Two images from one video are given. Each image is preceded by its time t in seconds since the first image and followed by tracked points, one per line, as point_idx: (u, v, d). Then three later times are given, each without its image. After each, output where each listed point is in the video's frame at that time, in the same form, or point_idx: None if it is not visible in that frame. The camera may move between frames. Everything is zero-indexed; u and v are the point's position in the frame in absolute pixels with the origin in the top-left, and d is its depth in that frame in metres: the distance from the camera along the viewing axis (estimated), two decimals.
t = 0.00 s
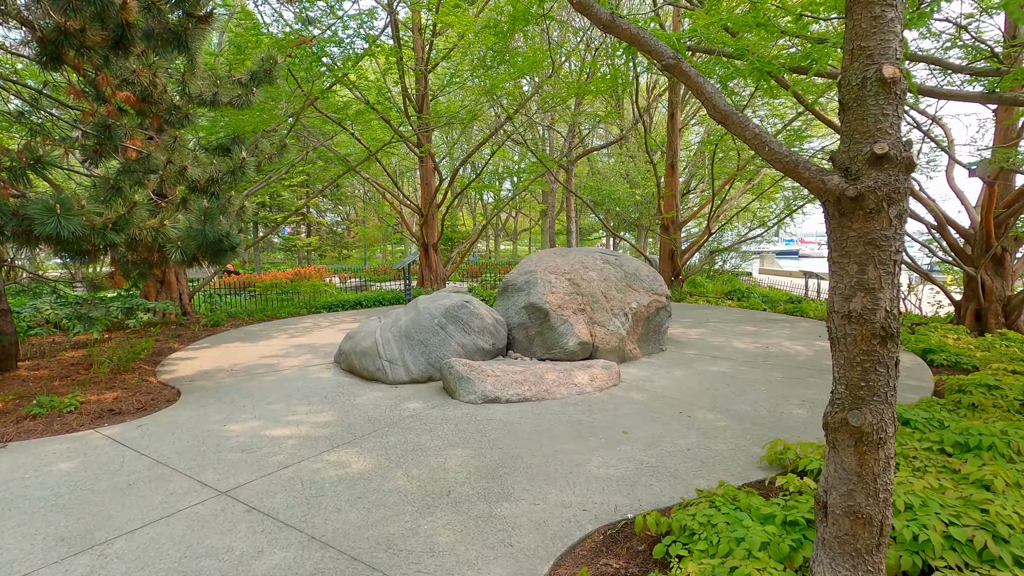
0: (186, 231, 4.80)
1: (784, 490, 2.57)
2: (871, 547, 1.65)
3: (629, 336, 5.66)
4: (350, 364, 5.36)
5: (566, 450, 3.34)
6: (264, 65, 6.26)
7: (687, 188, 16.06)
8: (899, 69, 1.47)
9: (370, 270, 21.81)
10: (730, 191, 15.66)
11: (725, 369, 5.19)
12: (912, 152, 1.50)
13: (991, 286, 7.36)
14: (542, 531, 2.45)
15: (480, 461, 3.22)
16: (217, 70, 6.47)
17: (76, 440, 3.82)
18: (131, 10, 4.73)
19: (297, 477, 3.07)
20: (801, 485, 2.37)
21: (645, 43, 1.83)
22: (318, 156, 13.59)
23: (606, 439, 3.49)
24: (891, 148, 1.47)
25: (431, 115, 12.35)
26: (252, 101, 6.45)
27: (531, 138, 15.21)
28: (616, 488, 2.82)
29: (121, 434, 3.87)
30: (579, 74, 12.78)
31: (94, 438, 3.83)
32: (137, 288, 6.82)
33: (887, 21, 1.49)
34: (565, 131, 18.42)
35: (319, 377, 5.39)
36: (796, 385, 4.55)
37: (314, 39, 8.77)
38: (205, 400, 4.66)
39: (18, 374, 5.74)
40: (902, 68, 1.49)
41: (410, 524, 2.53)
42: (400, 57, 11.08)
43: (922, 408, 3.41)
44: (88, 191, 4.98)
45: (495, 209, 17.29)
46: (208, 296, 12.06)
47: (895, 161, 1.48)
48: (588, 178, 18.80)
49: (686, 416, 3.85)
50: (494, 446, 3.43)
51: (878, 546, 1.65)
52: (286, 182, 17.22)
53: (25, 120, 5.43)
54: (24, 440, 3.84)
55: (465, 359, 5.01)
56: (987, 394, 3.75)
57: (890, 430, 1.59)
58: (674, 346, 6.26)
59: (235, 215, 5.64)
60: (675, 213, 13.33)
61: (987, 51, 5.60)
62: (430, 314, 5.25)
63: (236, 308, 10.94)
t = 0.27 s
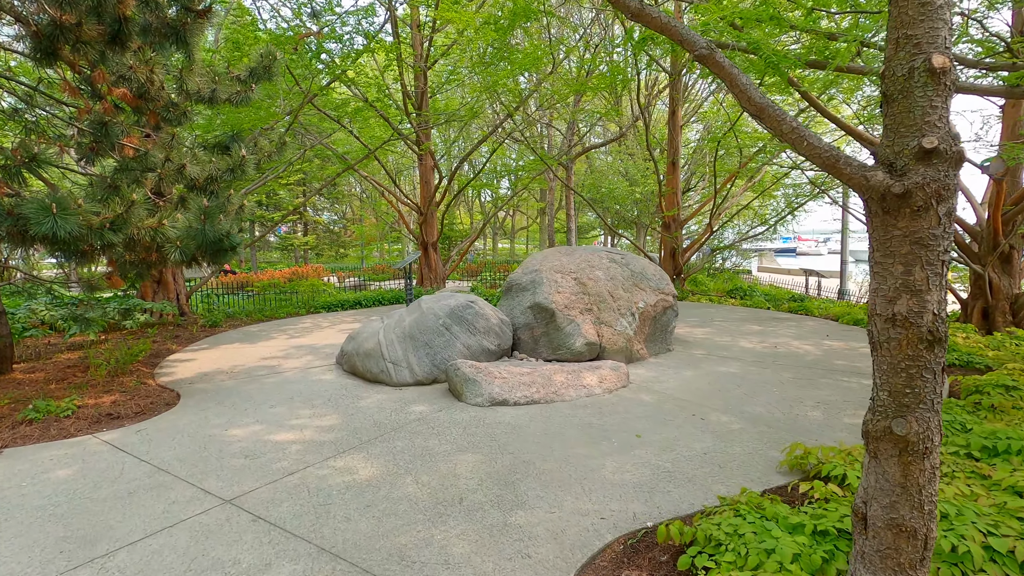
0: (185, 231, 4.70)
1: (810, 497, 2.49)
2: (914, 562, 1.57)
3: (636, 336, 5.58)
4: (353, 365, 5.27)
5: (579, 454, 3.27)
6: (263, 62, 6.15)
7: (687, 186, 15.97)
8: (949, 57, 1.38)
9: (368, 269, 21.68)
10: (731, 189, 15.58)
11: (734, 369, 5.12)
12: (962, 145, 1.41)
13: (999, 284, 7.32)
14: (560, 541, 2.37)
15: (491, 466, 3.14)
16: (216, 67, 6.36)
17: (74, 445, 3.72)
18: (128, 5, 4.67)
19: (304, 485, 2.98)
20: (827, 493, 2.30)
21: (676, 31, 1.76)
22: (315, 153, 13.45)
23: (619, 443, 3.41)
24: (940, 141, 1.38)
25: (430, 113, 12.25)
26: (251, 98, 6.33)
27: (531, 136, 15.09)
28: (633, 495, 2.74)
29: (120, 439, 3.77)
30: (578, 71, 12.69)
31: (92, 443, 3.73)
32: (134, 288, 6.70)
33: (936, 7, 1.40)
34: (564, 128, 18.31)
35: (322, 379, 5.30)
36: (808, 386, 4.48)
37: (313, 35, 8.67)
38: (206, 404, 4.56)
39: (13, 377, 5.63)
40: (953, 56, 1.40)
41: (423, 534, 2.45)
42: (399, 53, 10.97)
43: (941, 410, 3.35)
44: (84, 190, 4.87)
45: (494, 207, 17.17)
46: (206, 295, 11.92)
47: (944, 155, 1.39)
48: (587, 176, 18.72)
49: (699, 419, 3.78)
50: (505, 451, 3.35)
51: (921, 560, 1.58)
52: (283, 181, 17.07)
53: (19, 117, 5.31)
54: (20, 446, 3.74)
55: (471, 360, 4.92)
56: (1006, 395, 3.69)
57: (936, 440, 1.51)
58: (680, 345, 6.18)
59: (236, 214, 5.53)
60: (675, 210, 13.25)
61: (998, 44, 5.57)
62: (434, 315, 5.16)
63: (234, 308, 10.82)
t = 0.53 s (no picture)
0: (183, 229, 4.59)
1: (837, 504, 2.41)
2: None
3: (642, 337, 5.50)
4: (355, 367, 5.17)
5: (592, 459, 3.19)
6: (262, 56, 6.01)
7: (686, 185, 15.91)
8: (1009, 45, 1.31)
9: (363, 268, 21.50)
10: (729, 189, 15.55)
11: (742, 371, 5.06)
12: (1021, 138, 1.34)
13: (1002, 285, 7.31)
14: (580, 551, 2.29)
15: (502, 472, 3.05)
16: (213, 62, 6.23)
17: (69, 450, 3.60)
18: None
19: (310, 492, 2.89)
20: (856, 501, 2.23)
21: (712, 19, 1.68)
22: (311, 151, 13.29)
23: (632, 447, 3.34)
24: (999, 135, 1.31)
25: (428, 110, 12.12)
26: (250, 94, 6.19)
27: (530, 134, 14.98)
28: (651, 502, 2.66)
29: (117, 444, 3.66)
30: (577, 69, 12.60)
31: (88, 449, 3.61)
32: (129, 288, 6.57)
33: None
34: (562, 127, 18.21)
35: (323, 381, 5.19)
36: (819, 388, 4.42)
37: (310, 30, 8.53)
38: (205, 407, 4.45)
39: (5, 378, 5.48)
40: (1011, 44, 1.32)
41: (437, 544, 2.36)
42: (397, 49, 10.82)
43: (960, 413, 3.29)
44: (79, 187, 4.79)
45: (492, 206, 17.05)
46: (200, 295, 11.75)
47: (1004, 149, 1.32)
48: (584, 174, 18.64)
49: (712, 422, 3.70)
50: (516, 455, 3.27)
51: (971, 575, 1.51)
52: (278, 179, 16.87)
53: (10, 112, 5.17)
54: (12, 451, 3.61)
55: (476, 361, 4.83)
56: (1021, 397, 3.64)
57: (989, 450, 1.44)
58: (686, 346, 6.11)
59: (235, 212, 5.39)
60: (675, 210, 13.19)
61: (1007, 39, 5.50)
62: (438, 315, 5.06)
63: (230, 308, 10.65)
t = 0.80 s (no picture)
0: (180, 228, 4.46)
1: (862, 512, 2.35)
2: None
3: (646, 337, 5.44)
4: (356, 369, 5.07)
5: (605, 464, 3.12)
6: (259, 50, 5.87)
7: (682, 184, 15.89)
8: None
9: (357, 267, 21.30)
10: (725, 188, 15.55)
11: (748, 372, 5.01)
12: None
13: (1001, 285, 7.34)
14: (600, 562, 2.22)
15: (514, 478, 2.97)
16: (208, 56, 6.08)
17: (61, 457, 3.47)
18: None
19: (316, 500, 2.79)
20: (883, 509, 2.18)
21: (766, 15, 1.74)
22: (305, 148, 13.10)
23: (645, 451, 3.27)
24: None
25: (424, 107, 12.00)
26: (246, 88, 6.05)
27: (526, 132, 14.87)
28: (669, 509, 2.60)
29: (111, 450, 3.53)
30: (574, 67, 12.53)
31: (81, 454, 3.49)
32: (121, 287, 6.40)
33: None
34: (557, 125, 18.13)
35: (322, 382, 5.08)
36: (827, 390, 4.38)
37: (306, 24, 8.39)
38: (201, 410, 4.33)
39: None
40: None
41: (452, 556, 2.28)
42: (394, 44, 10.67)
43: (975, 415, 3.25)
44: (70, 185, 4.61)
45: (488, 205, 16.93)
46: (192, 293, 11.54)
47: None
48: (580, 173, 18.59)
49: (723, 425, 3.65)
50: (526, 461, 3.19)
51: None
52: (270, 176, 16.64)
53: None
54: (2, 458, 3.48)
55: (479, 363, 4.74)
56: None
57: None
58: (689, 347, 6.06)
59: (232, 210, 5.24)
60: (672, 209, 13.15)
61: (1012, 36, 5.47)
62: (440, 316, 4.97)
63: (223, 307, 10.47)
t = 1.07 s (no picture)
0: (175, 226, 4.34)
1: (886, 519, 2.30)
2: None
3: (651, 338, 5.37)
4: (357, 371, 4.97)
5: (617, 470, 3.05)
6: (256, 45, 5.76)
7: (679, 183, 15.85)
8: None
9: (352, 266, 21.13)
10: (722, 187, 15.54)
11: (755, 372, 4.96)
12: None
13: (1001, 284, 7.37)
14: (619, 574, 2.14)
15: (525, 485, 2.90)
16: (203, 50, 5.96)
17: (53, 465, 3.35)
18: None
19: (322, 509, 2.70)
20: (910, 518, 2.12)
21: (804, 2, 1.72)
22: (300, 145, 12.95)
23: (657, 456, 3.21)
24: None
25: (421, 104, 11.89)
26: (244, 84, 5.94)
27: (523, 131, 14.76)
28: (687, 517, 2.53)
29: (106, 457, 3.42)
30: (572, 65, 12.45)
31: (74, 462, 3.37)
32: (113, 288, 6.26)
33: None
34: (554, 123, 18.04)
35: (322, 385, 4.97)
36: (836, 392, 4.33)
37: (304, 19, 8.26)
38: (199, 414, 4.22)
39: None
40: None
41: (466, 569, 2.20)
42: (392, 40, 10.54)
43: (989, 416, 3.22)
44: (61, 181, 4.52)
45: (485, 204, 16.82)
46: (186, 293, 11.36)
47: None
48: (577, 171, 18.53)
49: (734, 429, 3.59)
50: (536, 466, 3.11)
51: None
52: (264, 174, 16.45)
53: None
54: None
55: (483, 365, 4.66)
56: None
57: None
58: (693, 347, 6.01)
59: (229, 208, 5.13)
60: (671, 207, 13.09)
61: None
62: (443, 317, 4.88)
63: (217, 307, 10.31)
